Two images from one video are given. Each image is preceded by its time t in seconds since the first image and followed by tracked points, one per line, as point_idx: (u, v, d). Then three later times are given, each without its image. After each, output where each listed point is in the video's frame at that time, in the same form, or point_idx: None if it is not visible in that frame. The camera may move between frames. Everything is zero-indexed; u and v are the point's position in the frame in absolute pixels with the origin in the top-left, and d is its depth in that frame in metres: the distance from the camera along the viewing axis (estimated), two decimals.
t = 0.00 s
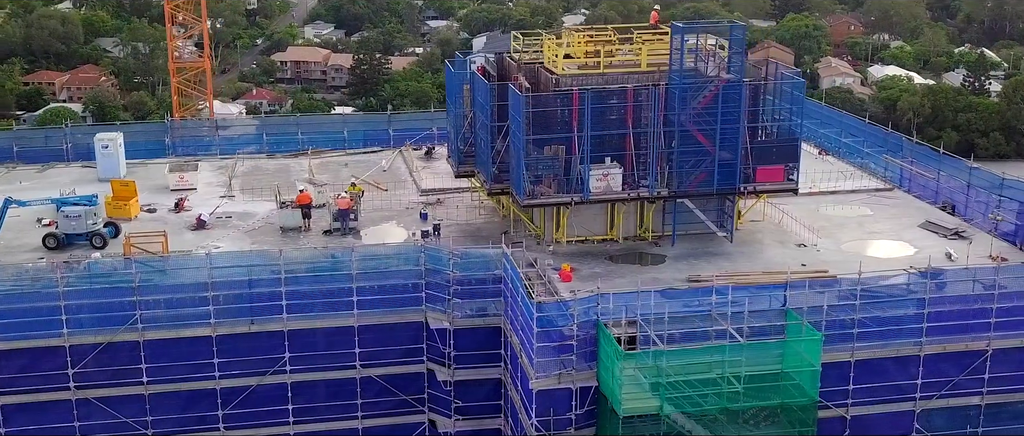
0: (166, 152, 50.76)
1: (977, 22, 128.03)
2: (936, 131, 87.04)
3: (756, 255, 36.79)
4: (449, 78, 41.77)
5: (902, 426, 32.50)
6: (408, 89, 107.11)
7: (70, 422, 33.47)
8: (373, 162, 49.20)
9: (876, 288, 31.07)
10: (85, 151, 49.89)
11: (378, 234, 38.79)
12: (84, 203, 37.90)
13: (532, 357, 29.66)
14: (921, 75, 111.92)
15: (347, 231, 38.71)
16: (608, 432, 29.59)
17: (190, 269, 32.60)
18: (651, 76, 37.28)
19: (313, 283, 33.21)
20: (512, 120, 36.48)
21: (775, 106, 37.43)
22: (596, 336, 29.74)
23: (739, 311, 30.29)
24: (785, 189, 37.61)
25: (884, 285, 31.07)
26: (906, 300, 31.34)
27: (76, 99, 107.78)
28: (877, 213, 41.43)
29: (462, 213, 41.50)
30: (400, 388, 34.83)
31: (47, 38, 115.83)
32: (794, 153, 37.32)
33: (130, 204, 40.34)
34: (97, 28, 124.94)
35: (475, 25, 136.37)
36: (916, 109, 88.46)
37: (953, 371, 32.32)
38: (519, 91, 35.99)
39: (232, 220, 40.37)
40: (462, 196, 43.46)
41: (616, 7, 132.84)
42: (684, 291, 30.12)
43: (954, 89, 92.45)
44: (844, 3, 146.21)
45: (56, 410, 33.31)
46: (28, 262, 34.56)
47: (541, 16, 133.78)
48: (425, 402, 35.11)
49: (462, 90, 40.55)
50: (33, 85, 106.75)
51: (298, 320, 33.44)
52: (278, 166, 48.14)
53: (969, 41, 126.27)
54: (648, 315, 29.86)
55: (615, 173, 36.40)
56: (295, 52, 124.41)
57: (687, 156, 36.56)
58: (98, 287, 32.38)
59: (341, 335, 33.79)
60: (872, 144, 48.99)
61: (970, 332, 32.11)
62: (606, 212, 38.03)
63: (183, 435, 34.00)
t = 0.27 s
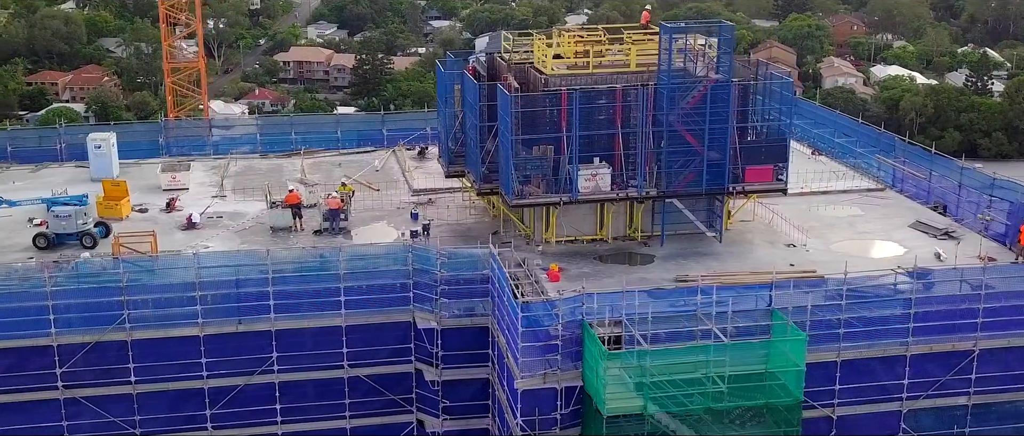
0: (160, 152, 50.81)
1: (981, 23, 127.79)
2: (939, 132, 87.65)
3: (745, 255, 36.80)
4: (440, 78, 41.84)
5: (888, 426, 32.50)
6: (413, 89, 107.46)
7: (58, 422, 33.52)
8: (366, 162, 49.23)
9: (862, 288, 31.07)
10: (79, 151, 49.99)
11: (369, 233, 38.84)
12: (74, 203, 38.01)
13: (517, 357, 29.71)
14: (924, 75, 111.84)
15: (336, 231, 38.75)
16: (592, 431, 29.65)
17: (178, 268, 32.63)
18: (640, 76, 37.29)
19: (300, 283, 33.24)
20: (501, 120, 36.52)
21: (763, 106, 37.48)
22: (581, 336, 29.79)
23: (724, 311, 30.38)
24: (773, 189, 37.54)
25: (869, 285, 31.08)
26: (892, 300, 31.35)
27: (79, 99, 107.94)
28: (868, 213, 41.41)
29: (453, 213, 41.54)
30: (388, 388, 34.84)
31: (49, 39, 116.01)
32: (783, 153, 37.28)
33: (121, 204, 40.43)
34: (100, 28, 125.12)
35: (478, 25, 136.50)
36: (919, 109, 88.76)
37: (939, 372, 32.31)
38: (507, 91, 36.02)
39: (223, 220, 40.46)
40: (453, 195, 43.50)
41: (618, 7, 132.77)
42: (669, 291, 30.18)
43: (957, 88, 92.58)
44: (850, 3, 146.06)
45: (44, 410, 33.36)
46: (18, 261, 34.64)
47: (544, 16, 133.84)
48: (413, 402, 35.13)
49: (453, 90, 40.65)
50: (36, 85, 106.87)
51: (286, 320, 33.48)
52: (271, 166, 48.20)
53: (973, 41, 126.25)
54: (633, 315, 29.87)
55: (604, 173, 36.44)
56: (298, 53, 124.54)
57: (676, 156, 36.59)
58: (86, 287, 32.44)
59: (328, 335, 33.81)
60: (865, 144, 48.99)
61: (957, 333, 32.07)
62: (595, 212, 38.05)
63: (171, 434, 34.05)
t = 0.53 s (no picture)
0: (152, 152, 50.83)
1: (984, 23, 127.66)
2: (941, 132, 87.88)
3: (732, 255, 36.81)
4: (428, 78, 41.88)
5: (872, 426, 32.49)
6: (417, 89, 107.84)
7: (43, 421, 33.57)
8: (357, 162, 49.26)
9: (845, 288, 31.05)
10: (71, 150, 50.03)
11: (358, 233, 38.89)
12: (62, 203, 38.18)
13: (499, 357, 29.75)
14: (926, 75, 111.74)
15: (324, 231, 38.80)
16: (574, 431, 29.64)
17: (163, 268, 32.65)
18: (627, 76, 37.31)
19: (284, 283, 33.26)
20: (487, 120, 36.52)
21: (750, 106, 37.48)
22: (563, 336, 29.80)
23: (707, 311, 30.39)
24: (760, 189, 37.60)
25: (853, 285, 31.07)
26: (876, 301, 31.32)
27: (81, 99, 108.01)
28: (857, 213, 41.37)
29: (441, 213, 41.54)
30: (373, 388, 34.87)
31: (52, 39, 116.12)
32: (769, 154, 37.30)
33: (110, 204, 40.47)
34: (103, 28, 125.21)
35: (479, 25, 136.59)
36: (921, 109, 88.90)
37: (923, 372, 32.29)
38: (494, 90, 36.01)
39: (211, 220, 40.52)
40: (442, 195, 43.55)
41: (619, 7, 132.69)
42: (652, 291, 30.20)
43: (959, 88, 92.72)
44: (852, 3, 145.94)
45: (30, 409, 33.41)
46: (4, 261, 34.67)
47: (547, 16, 133.82)
48: (398, 402, 35.16)
49: (441, 90, 40.65)
50: (39, 85, 106.90)
51: (270, 320, 33.51)
52: (261, 166, 48.26)
53: (975, 41, 126.19)
54: (615, 315, 29.91)
55: (590, 173, 36.52)
56: (300, 53, 124.59)
57: (662, 156, 36.60)
58: (71, 286, 32.47)
59: (313, 335, 33.82)
60: (856, 144, 48.99)
61: (941, 333, 32.04)
62: (582, 212, 38.04)
63: (157, 434, 34.12)
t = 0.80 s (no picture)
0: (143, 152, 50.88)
1: (987, 23, 127.42)
2: (944, 132, 87.96)
3: (716, 255, 36.84)
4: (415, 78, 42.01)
5: (854, 427, 32.48)
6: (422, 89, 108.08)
7: (27, 421, 33.63)
8: (347, 162, 49.30)
9: (826, 288, 31.04)
10: (62, 150, 50.11)
11: (344, 232, 38.93)
12: (49, 203, 38.19)
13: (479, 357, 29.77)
14: (928, 75, 111.63)
15: (310, 231, 38.88)
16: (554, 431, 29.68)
17: (146, 268, 32.70)
18: (612, 76, 37.36)
19: (267, 283, 33.30)
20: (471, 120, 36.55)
21: (735, 106, 37.47)
22: (543, 335, 29.84)
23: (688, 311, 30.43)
24: (745, 189, 37.55)
25: (834, 285, 31.06)
26: (858, 301, 31.30)
27: (84, 99, 108.27)
28: (845, 213, 41.35)
29: (428, 213, 41.55)
30: (357, 388, 34.91)
31: (55, 39, 116.40)
32: (754, 154, 37.34)
33: (98, 203, 40.51)
34: (105, 28, 125.32)
35: (482, 25, 136.65)
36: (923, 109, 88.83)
37: (905, 372, 32.28)
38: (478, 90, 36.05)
39: (198, 219, 40.59)
40: (430, 195, 43.58)
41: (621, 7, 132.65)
42: (632, 291, 30.23)
43: (961, 89, 92.67)
44: (855, 4, 145.77)
45: (13, 408, 33.47)
46: None
47: (550, 15, 133.80)
48: (382, 402, 35.20)
49: (428, 90, 40.74)
50: (41, 85, 107.16)
51: (253, 319, 33.56)
52: (251, 166, 48.34)
53: (979, 41, 126.08)
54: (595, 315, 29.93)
55: (574, 173, 36.44)
56: (303, 53, 124.65)
57: (647, 156, 36.59)
58: (54, 286, 32.53)
59: (296, 335, 33.87)
60: (846, 144, 48.98)
61: (922, 334, 32.03)
62: (567, 212, 38.05)
63: (141, 433, 34.17)
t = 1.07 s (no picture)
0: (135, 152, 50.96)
1: (993, 23, 127.09)
2: (948, 133, 87.90)
3: (701, 256, 36.83)
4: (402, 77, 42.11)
5: (835, 428, 32.45)
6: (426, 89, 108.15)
7: (10, 419, 33.71)
8: (337, 162, 49.36)
9: (806, 289, 30.99)
10: (53, 150, 50.22)
11: (330, 231, 38.96)
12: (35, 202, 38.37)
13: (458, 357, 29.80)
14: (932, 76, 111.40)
15: (295, 231, 38.96)
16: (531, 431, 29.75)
17: (128, 268, 32.74)
18: (596, 77, 37.36)
19: (249, 283, 33.32)
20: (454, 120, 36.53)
21: (720, 106, 37.43)
22: (522, 336, 29.84)
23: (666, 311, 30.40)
24: (728, 189, 37.68)
25: (814, 286, 31.03)
26: (838, 301, 31.25)
27: (88, 99, 108.51)
28: (832, 213, 41.29)
29: (415, 213, 41.56)
30: (339, 388, 34.98)
31: (61, 39, 116.70)
32: (738, 154, 37.36)
33: (85, 203, 40.59)
34: (110, 28, 125.54)
35: (487, 25, 136.64)
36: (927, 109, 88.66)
37: (886, 372, 32.26)
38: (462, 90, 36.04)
39: (185, 219, 40.68)
40: (417, 196, 43.62)
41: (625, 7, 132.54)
42: (610, 291, 30.22)
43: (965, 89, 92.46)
44: (860, 4, 145.51)
45: None
46: None
47: (555, 15, 133.74)
48: (364, 402, 35.28)
49: (415, 90, 40.80)
50: (46, 85, 107.39)
51: (236, 319, 33.58)
52: (242, 165, 48.43)
53: (985, 41, 125.90)
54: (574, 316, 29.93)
55: (558, 173, 36.55)
56: (307, 53, 124.77)
57: (631, 156, 36.61)
58: (36, 286, 32.56)
59: (278, 335, 33.91)
60: (836, 144, 48.94)
61: (903, 335, 31.98)
62: (552, 212, 38.08)
63: (123, 432, 34.25)
